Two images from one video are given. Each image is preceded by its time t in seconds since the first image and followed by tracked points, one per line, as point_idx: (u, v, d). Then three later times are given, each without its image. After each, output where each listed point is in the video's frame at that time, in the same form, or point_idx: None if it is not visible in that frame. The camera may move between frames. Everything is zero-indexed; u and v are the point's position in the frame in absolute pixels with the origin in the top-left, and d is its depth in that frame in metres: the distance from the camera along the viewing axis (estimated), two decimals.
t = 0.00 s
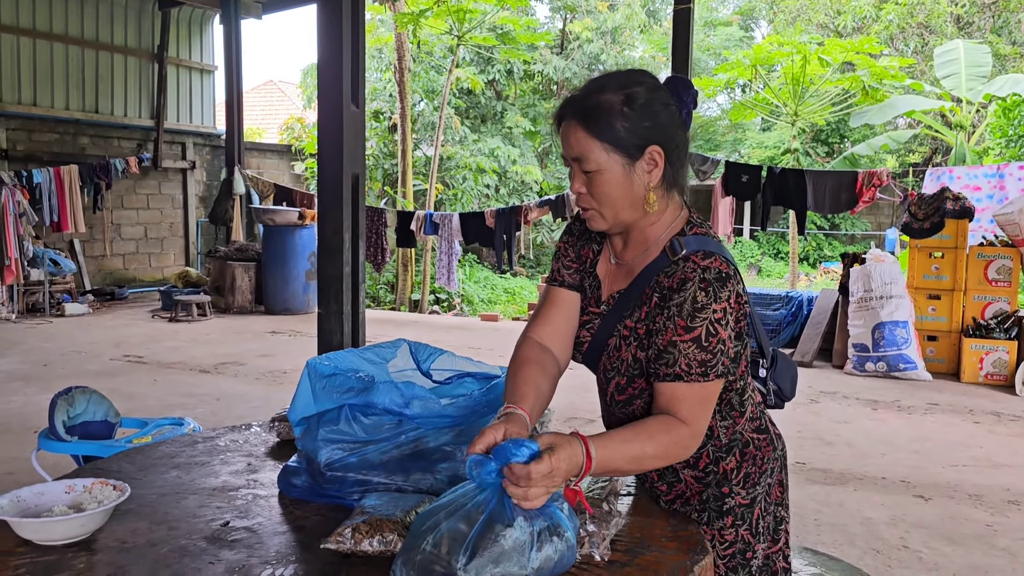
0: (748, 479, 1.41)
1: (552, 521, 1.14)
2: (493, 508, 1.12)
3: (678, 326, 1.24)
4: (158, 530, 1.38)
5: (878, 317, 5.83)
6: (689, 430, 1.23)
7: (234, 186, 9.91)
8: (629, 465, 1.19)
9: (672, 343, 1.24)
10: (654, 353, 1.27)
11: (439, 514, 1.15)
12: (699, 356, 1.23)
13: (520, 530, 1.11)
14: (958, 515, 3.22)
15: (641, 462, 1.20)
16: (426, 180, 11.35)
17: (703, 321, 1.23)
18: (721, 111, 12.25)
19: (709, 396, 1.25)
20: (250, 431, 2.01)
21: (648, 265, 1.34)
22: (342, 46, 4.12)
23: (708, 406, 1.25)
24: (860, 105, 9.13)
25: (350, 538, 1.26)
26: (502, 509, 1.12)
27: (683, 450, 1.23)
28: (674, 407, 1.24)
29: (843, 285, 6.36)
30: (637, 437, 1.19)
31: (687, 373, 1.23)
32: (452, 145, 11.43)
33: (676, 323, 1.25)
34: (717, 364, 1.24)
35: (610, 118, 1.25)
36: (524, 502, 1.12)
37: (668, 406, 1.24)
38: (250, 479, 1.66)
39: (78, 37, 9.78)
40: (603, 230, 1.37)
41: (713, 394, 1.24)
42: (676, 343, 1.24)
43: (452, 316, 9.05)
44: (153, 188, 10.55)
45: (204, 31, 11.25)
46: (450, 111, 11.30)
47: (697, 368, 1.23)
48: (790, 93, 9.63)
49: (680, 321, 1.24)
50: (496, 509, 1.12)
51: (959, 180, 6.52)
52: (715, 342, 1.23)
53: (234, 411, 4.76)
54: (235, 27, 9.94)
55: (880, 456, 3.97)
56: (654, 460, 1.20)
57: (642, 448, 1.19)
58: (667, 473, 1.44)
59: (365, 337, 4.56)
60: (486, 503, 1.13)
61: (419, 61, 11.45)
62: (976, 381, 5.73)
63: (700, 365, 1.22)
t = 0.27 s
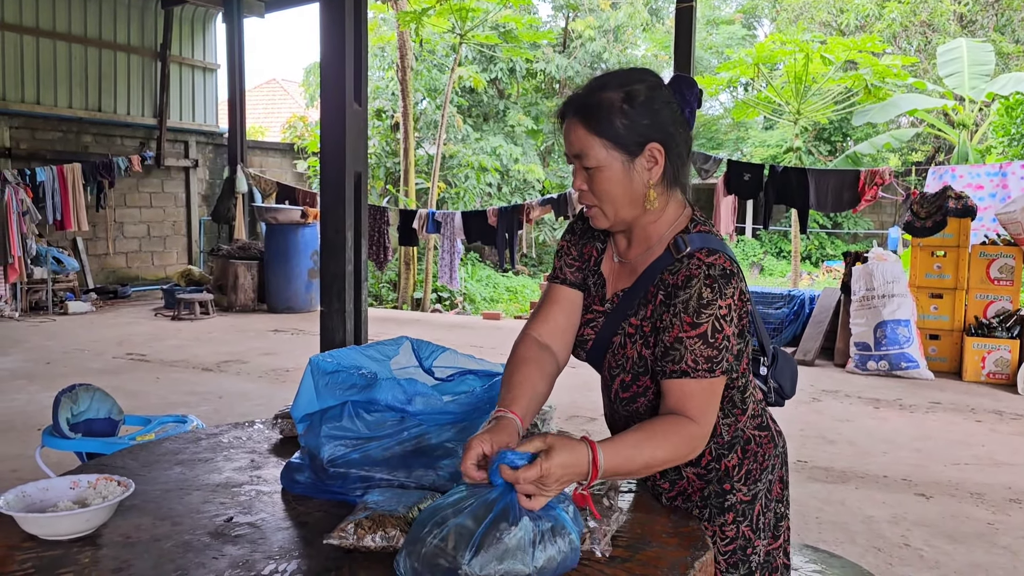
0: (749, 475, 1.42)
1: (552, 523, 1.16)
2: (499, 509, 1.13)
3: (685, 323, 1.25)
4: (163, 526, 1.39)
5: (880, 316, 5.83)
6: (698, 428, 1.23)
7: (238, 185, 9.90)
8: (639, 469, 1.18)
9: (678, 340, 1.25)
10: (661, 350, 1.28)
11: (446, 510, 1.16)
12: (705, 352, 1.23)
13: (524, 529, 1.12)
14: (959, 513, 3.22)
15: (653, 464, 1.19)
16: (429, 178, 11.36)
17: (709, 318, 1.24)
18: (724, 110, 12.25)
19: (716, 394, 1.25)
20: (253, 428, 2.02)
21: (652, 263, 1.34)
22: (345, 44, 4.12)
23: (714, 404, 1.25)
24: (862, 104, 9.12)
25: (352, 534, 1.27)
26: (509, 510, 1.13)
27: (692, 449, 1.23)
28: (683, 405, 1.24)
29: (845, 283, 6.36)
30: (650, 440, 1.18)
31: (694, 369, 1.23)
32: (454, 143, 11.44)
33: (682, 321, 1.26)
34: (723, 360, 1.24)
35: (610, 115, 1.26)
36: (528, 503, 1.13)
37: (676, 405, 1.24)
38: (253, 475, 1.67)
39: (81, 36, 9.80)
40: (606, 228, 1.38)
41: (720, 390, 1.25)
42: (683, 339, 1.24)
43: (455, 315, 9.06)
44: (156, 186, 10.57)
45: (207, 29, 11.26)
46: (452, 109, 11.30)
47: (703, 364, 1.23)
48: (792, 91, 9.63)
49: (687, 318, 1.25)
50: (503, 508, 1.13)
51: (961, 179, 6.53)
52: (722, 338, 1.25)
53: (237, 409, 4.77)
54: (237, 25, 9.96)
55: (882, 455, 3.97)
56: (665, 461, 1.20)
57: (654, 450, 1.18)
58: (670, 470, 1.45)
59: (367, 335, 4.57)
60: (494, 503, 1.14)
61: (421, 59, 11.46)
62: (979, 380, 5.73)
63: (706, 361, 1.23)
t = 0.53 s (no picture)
0: (750, 474, 1.42)
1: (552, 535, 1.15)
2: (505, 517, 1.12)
3: (687, 316, 1.26)
4: (164, 522, 1.40)
5: (881, 314, 5.83)
6: (699, 423, 1.23)
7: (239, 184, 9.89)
8: (637, 467, 1.17)
9: (680, 333, 1.25)
10: (663, 343, 1.28)
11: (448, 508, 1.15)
12: (706, 345, 1.24)
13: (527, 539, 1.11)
14: (959, 511, 3.22)
15: (650, 462, 1.19)
16: (430, 177, 11.37)
17: (710, 311, 1.25)
18: (725, 108, 12.26)
19: (715, 390, 1.25)
20: (254, 426, 2.03)
21: (656, 258, 1.35)
22: (347, 42, 4.13)
23: (713, 400, 1.25)
24: (864, 102, 9.11)
25: (352, 531, 1.27)
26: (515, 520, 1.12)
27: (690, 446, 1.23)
28: (682, 400, 1.24)
29: (846, 282, 6.36)
30: (648, 437, 1.18)
31: (694, 363, 1.24)
32: (456, 141, 11.43)
33: (684, 313, 1.26)
34: (724, 354, 1.25)
35: (614, 110, 1.26)
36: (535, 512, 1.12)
37: (676, 400, 1.25)
38: (255, 472, 1.68)
39: (82, 34, 9.80)
40: (611, 222, 1.39)
41: (720, 384, 1.25)
42: (684, 332, 1.25)
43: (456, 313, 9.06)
44: (157, 184, 10.58)
45: (209, 27, 11.26)
46: (453, 107, 11.30)
47: (704, 357, 1.24)
48: (794, 90, 9.62)
49: (689, 311, 1.26)
50: (508, 516, 1.12)
51: (962, 177, 6.55)
52: (723, 332, 1.25)
53: (238, 407, 4.78)
54: (238, 23, 9.97)
55: (882, 453, 3.98)
56: (663, 458, 1.20)
57: (652, 447, 1.18)
58: (671, 468, 1.45)
59: (368, 333, 4.58)
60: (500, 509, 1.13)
61: (422, 57, 11.46)
62: (979, 378, 5.73)
63: (707, 354, 1.23)
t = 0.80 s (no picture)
0: (754, 469, 1.43)
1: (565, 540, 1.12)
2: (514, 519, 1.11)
3: (703, 310, 1.26)
4: (167, 518, 1.41)
5: (882, 312, 5.82)
6: (719, 418, 1.24)
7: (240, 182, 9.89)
8: (659, 468, 1.18)
9: (698, 327, 1.26)
10: (679, 338, 1.28)
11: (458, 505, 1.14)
12: (724, 339, 1.25)
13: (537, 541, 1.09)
14: (960, 509, 3.23)
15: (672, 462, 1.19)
16: (431, 175, 11.37)
17: (727, 304, 1.26)
18: (726, 107, 12.26)
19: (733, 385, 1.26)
20: (256, 423, 2.03)
21: (666, 253, 1.35)
22: (348, 40, 4.13)
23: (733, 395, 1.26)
24: (865, 100, 9.11)
25: (355, 527, 1.28)
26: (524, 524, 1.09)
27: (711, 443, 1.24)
28: (701, 396, 1.25)
29: (846, 280, 6.37)
30: (665, 435, 1.19)
31: (712, 356, 1.24)
32: (457, 140, 11.43)
33: (701, 308, 1.27)
34: (742, 346, 1.26)
35: (626, 104, 1.26)
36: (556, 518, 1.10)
37: (695, 395, 1.25)
38: (257, 469, 1.68)
39: (84, 33, 9.81)
40: (621, 217, 1.38)
41: (736, 377, 1.26)
42: (701, 326, 1.26)
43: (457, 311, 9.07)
44: (158, 183, 10.58)
45: (210, 25, 11.27)
46: (455, 106, 11.30)
47: (723, 351, 1.24)
48: (795, 88, 9.62)
49: (705, 305, 1.26)
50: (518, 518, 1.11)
51: (963, 175, 6.57)
52: (741, 324, 1.26)
53: (239, 405, 4.79)
54: (239, 21, 9.97)
55: (883, 451, 3.98)
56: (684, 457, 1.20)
57: (672, 446, 1.19)
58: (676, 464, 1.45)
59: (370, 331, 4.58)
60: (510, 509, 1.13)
61: (423, 56, 11.46)
62: (980, 377, 5.73)
63: (725, 347, 1.24)
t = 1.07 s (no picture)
0: (753, 468, 1.43)
1: (512, 495, 1.11)
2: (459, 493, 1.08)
3: (700, 315, 1.26)
4: (170, 517, 1.41)
5: (882, 311, 5.83)
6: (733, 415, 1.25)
7: (240, 181, 9.90)
8: (672, 463, 1.21)
9: (699, 333, 1.26)
10: (682, 344, 1.28)
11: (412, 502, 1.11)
12: (724, 343, 1.24)
13: (479, 510, 1.08)
14: (960, 509, 3.23)
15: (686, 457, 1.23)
16: (431, 174, 11.37)
17: (724, 308, 1.25)
18: (727, 106, 12.25)
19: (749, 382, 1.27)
20: (257, 422, 2.03)
21: (660, 256, 1.35)
22: (349, 39, 4.13)
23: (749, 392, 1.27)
24: (865, 99, 9.10)
25: (357, 526, 1.28)
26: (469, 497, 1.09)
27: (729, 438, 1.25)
28: (715, 395, 1.26)
29: (847, 279, 6.37)
30: (678, 433, 1.22)
31: (715, 361, 1.24)
32: (457, 139, 11.43)
33: (698, 313, 1.27)
34: (744, 351, 1.25)
35: (622, 107, 1.26)
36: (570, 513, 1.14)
37: (708, 396, 1.26)
38: (258, 468, 1.69)
39: (84, 32, 9.81)
40: (613, 219, 1.39)
41: (749, 377, 1.26)
42: (702, 331, 1.25)
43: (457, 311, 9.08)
44: (159, 182, 10.58)
45: (210, 25, 11.27)
46: (455, 105, 11.30)
47: (722, 355, 1.24)
48: (795, 87, 9.62)
49: (702, 310, 1.26)
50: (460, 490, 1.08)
51: (963, 174, 6.58)
52: (738, 328, 1.25)
53: (239, 404, 4.79)
54: (240, 20, 9.97)
55: (884, 450, 3.98)
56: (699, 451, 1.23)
57: (685, 443, 1.22)
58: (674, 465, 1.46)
59: (370, 330, 4.59)
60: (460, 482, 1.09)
61: (423, 55, 11.44)
62: (981, 376, 5.74)
63: (725, 351, 1.24)
